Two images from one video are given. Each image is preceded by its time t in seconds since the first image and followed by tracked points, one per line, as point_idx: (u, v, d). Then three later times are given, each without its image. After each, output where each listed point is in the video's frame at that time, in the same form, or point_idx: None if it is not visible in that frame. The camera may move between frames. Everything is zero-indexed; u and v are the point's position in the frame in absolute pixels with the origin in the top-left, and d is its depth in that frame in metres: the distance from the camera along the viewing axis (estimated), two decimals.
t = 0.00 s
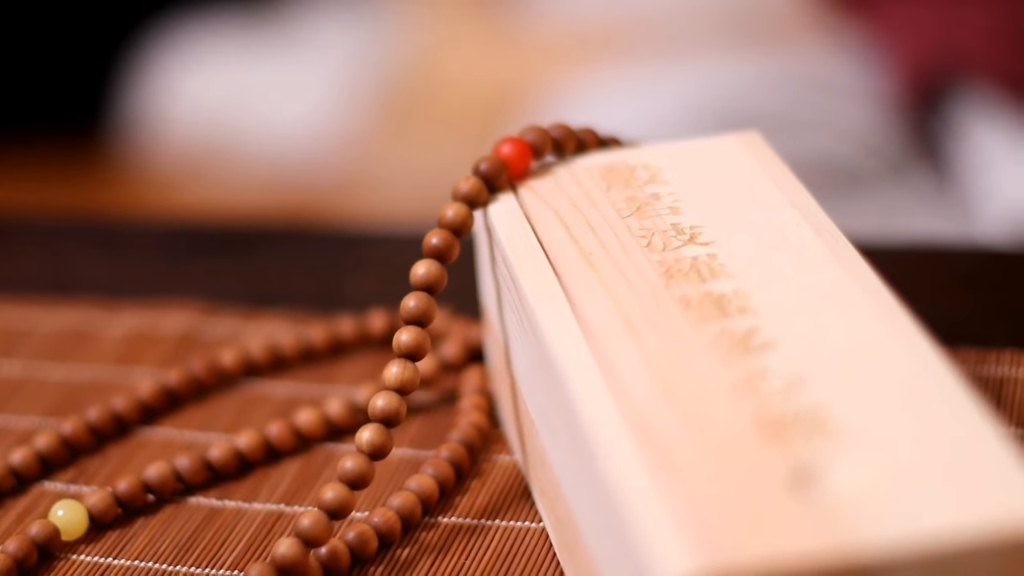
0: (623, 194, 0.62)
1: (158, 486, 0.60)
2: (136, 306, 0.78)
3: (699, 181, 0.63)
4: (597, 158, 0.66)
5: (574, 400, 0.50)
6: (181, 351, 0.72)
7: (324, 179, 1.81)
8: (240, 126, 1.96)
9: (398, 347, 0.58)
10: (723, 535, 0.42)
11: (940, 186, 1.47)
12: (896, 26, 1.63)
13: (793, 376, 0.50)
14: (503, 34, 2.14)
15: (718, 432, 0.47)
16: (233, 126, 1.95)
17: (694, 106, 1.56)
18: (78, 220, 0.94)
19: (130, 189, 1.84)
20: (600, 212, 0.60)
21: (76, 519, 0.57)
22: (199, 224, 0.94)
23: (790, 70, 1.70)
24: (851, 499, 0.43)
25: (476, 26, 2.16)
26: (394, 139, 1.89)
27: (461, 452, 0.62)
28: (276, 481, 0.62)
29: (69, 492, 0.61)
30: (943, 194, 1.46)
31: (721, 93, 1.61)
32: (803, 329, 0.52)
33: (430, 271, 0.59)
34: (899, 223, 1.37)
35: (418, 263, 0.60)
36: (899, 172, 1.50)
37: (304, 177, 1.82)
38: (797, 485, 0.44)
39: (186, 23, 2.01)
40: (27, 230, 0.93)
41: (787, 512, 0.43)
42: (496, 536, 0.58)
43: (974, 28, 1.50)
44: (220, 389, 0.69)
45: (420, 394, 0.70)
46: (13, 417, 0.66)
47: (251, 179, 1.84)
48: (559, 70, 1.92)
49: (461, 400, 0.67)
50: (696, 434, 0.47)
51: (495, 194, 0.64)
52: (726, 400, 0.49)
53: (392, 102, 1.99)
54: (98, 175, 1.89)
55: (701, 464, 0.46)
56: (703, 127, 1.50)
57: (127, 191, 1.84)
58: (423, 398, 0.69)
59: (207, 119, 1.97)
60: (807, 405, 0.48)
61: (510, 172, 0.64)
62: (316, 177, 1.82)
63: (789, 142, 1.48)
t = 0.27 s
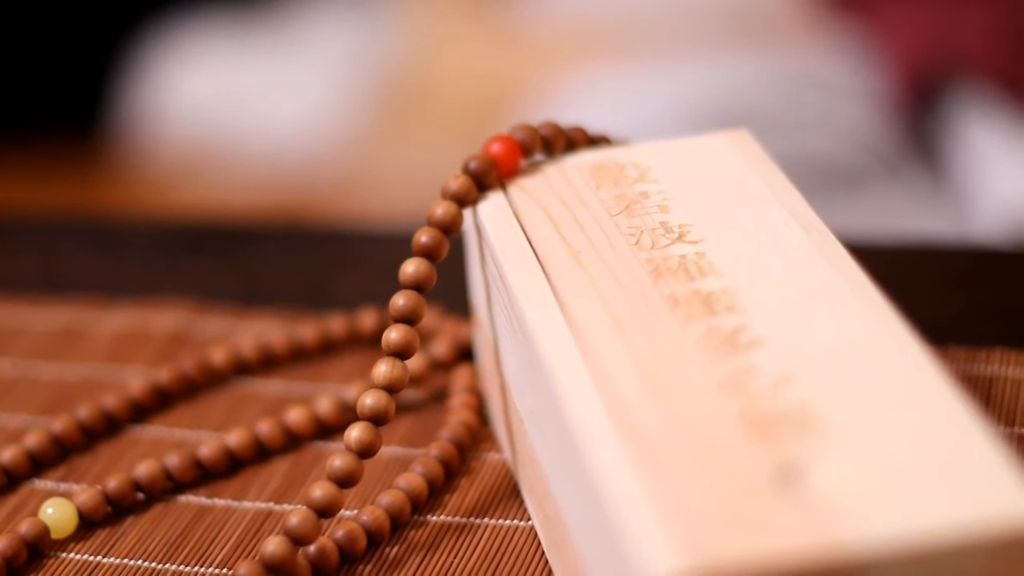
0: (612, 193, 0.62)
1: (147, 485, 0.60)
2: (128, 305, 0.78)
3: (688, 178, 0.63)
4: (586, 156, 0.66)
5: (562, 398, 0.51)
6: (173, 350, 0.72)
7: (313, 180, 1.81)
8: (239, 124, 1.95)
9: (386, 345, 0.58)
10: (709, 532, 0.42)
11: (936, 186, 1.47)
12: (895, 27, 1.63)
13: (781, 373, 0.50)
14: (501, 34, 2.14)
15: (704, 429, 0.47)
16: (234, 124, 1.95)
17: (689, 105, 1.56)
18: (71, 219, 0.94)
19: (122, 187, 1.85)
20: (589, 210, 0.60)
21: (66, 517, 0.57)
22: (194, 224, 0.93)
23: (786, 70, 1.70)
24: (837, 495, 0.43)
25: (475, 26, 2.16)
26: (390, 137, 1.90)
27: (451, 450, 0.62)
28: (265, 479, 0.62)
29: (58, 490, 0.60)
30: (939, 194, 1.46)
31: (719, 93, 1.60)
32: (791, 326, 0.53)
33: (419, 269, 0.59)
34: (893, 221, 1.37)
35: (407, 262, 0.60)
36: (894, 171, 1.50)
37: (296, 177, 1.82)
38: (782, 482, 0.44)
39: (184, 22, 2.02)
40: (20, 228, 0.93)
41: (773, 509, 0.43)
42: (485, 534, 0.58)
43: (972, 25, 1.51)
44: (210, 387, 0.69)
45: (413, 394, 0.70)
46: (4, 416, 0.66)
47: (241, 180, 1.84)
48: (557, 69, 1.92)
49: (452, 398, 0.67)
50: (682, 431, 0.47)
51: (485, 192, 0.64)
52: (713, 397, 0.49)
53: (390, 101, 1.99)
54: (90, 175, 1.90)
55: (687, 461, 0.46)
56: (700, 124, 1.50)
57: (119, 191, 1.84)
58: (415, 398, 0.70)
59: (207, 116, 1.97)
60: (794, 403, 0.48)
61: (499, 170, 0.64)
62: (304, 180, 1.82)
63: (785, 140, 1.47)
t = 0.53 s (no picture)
0: (598, 191, 0.61)
1: (133, 484, 0.59)
2: (113, 305, 0.77)
3: (674, 176, 0.62)
4: (573, 154, 0.66)
5: (547, 399, 0.50)
6: (158, 349, 0.71)
7: (310, 179, 1.70)
8: (239, 127, 1.91)
9: (372, 344, 0.58)
10: (694, 532, 0.42)
11: (926, 185, 1.43)
12: (888, 27, 1.62)
13: (767, 373, 0.50)
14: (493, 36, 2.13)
15: (689, 430, 0.47)
16: (230, 126, 1.92)
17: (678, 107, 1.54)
18: (58, 219, 0.93)
19: (115, 183, 1.74)
20: (575, 209, 0.60)
21: (51, 517, 0.56)
22: (180, 224, 0.92)
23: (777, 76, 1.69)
24: (822, 495, 0.43)
25: (466, 32, 2.15)
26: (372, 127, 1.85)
27: (436, 448, 0.62)
28: (252, 476, 0.61)
29: (44, 490, 0.59)
30: (930, 194, 1.42)
31: (713, 98, 1.59)
32: (777, 325, 0.52)
33: (405, 268, 0.59)
34: (881, 221, 1.33)
35: (393, 260, 0.60)
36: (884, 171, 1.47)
37: (299, 172, 1.73)
38: (767, 483, 0.44)
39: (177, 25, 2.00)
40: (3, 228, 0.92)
41: (758, 509, 0.43)
42: (470, 533, 0.57)
43: (967, 17, 1.48)
44: (199, 385, 0.68)
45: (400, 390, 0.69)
46: None
47: (239, 175, 1.74)
48: (548, 67, 1.90)
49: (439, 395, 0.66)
50: (668, 432, 0.47)
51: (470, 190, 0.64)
52: (698, 397, 0.49)
53: (381, 96, 1.96)
54: (80, 173, 1.81)
55: (672, 462, 0.46)
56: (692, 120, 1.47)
57: (112, 188, 1.73)
58: (402, 394, 0.69)
59: (205, 122, 1.94)
60: (780, 403, 0.48)
61: (484, 168, 0.64)
62: (307, 174, 1.72)
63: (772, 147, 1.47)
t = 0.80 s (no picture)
0: (585, 190, 0.61)
1: (119, 483, 0.59)
2: (99, 300, 0.76)
3: (662, 174, 0.62)
4: (560, 153, 0.66)
5: (530, 400, 0.50)
6: (143, 343, 0.71)
7: (307, 188, 1.61)
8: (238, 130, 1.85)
9: (356, 342, 0.58)
10: (674, 531, 0.42)
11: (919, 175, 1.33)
12: (884, 22, 1.58)
13: (751, 372, 0.50)
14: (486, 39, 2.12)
15: (671, 430, 0.47)
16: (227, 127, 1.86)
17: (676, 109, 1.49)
18: (45, 218, 0.92)
19: (109, 183, 1.68)
20: (561, 209, 0.60)
21: (34, 516, 0.56)
22: (162, 223, 0.91)
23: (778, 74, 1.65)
24: (801, 494, 0.43)
25: (461, 35, 2.13)
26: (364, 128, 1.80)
27: (423, 445, 0.61)
28: (239, 473, 0.60)
29: (28, 487, 0.59)
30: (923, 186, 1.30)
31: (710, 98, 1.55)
32: (762, 324, 0.52)
33: (390, 267, 0.59)
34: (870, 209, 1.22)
35: (378, 259, 0.60)
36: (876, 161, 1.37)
37: (296, 178, 1.66)
38: (748, 484, 0.44)
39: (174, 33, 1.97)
40: None
41: (738, 508, 0.43)
42: (456, 532, 0.57)
43: (960, 12, 1.45)
44: (194, 380, 0.67)
45: (389, 386, 0.68)
46: None
47: (233, 178, 1.67)
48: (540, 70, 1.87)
49: (427, 390, 0.65)
50: (649, 431, 0.47)
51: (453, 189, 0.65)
52: (681, 396, 0.49)
53: (371, 96, 1.93)
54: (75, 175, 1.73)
55: (654, 462, 0.46)
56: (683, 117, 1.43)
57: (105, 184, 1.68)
58: (391, 389, 0.68)
59: (201, 125, 1.88)
60: (763, 402, 0.48)
61: (468, 166, 0.65)
62: (305, 181, 1.64)
63: (760, 132, 1.38)
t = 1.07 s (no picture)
0: (574, 189, 0.61)
1: (109, 481, 0.59)
2: (89, 299, 0.76)
3: (651, 173, 0.62)
4: (550, 151, 0.65)
5: (517, 398, 0.50)
6: (134, 342, 0.70)
7: (309, 188, 1.53)
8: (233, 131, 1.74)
9: (343, 341, 0.59)
10: (659, 529, 0.42)
11: (908, 182, 1.17)
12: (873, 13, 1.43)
13: (738, 370, 0.50)
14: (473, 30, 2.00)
15: (658, 428, 0.47)
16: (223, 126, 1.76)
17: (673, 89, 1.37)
18: (33, 218, 0.91)
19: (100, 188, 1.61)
20: (550, 208, 0.60)
21: (23, 514, 0.56)
22: (145, 223, 0.90)
23: (779, 59, 1.57)
24: (786, 493, 0.43)
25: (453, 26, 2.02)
26: (347, 118, 1.73)
27: (412, 442, 0.61)
28: (229, 469, 0.60)
29: (18, 486, 0.59)
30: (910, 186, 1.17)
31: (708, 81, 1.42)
32: (749, 323, 0.52)
33: (380, 265, 0.59)
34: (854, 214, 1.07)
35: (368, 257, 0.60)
36: (863, 165, 1.21)
37: (287, 185, 1.56)
38: (734, 481, 0.44)
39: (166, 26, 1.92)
40: None
41: (723, 506, 0.43)
42: (445, 532, 0.57)
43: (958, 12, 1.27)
44: (183, 380, 0.67)
45: (381, 383, 0.67)
46: None
47: (225, 184, 1.59)
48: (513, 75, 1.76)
49: (416, 389, 0.65)
50: (635, 430, 0.47)
51: (442, 185, 0.64)
52: (668, 395, 0.49)
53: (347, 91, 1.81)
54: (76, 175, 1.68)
55: (641, 460, 0.46)
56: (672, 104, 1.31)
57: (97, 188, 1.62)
58: (383, 385, 0.67)
59: (199, 124, 1.78)
60: (749, 401, 0.48)
61: (457, 162, 0.65)
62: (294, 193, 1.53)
63: (740, 128, 1.23)
